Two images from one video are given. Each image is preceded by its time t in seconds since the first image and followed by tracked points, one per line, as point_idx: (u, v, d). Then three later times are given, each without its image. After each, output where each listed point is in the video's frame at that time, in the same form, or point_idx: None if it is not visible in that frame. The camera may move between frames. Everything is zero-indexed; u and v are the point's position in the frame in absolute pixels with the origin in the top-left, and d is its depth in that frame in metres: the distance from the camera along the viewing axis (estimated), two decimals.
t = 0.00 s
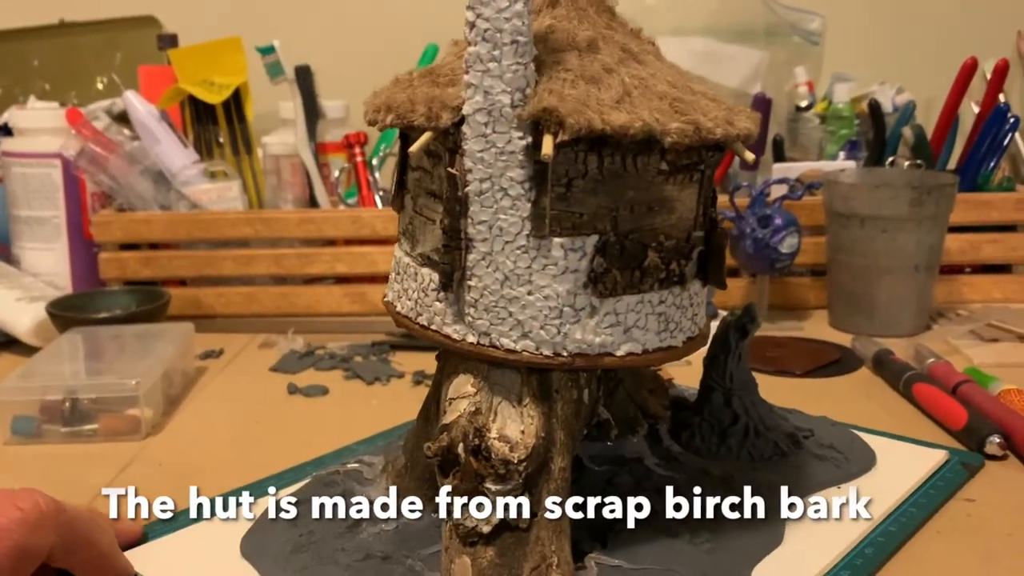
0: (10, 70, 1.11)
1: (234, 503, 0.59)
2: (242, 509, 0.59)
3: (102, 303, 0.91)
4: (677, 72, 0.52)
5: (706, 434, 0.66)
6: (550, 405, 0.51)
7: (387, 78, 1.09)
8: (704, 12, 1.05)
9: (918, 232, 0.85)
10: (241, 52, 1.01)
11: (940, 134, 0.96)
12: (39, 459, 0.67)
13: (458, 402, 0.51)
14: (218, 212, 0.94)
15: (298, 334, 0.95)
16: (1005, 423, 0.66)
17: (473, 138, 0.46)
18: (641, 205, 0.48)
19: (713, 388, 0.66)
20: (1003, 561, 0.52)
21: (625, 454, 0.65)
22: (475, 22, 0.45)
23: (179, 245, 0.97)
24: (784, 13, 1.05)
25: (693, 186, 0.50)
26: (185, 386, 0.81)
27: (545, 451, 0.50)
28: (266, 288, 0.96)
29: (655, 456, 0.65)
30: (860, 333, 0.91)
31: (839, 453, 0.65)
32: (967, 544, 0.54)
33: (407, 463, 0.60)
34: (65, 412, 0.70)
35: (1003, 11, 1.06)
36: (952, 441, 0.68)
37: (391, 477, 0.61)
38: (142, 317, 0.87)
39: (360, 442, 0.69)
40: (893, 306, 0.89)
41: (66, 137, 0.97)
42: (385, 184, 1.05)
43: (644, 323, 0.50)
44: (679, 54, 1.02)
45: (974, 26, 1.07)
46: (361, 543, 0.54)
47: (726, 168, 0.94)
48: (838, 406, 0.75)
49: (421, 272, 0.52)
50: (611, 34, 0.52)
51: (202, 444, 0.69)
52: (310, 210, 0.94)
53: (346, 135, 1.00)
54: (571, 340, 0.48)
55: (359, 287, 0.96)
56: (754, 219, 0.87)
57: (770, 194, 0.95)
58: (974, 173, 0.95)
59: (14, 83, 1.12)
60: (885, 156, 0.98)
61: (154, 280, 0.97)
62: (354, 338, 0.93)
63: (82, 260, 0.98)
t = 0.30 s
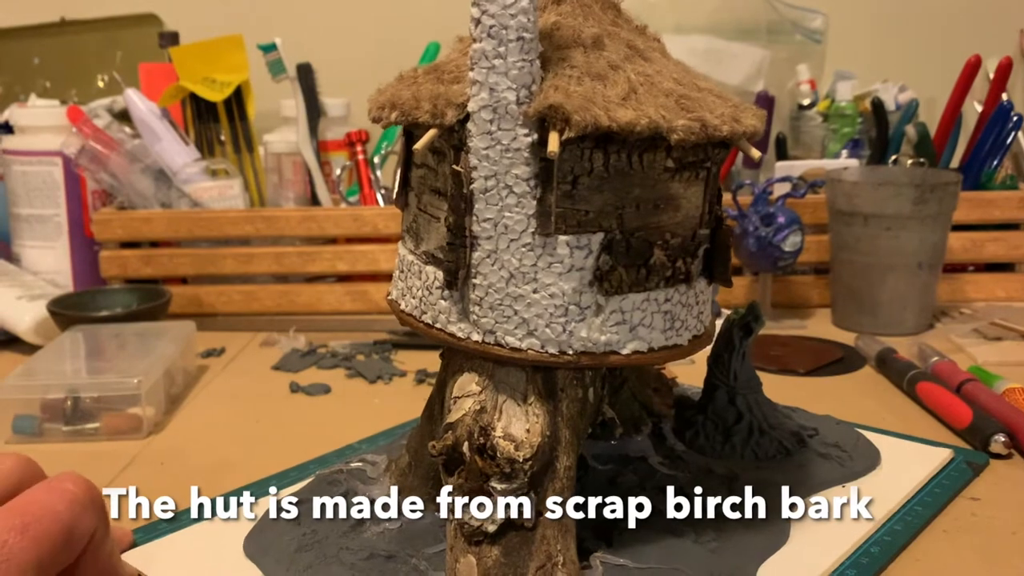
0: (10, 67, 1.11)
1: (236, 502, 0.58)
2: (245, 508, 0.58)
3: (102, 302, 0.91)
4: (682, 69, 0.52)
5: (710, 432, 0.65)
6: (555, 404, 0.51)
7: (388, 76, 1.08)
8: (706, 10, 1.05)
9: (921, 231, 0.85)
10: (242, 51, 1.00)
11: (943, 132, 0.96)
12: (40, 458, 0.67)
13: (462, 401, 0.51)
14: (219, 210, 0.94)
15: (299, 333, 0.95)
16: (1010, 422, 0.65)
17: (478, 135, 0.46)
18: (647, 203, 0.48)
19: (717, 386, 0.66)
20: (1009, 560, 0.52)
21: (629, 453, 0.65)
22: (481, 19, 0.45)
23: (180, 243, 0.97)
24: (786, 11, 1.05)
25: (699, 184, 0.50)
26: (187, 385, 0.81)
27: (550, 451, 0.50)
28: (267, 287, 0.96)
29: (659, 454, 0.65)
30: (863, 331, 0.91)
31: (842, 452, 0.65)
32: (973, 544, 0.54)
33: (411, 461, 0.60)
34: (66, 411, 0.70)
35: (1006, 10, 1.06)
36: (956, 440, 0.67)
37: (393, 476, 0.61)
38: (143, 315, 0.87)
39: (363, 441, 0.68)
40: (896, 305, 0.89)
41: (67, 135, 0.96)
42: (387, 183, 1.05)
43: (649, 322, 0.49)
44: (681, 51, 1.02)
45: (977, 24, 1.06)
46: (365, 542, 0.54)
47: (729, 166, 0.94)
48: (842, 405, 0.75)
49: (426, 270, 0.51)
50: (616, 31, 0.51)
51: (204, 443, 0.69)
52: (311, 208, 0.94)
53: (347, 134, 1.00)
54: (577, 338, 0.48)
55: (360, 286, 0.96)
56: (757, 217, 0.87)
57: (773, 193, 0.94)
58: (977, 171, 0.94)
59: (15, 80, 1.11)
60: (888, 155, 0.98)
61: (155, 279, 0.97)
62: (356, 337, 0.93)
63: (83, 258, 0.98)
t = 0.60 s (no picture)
0: (11, 68, 1.11)
1: (236, 502, 0.59)
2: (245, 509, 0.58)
3: (103, 302, 0.91)
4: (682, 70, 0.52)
5: (706, 433, 0.66)
6: (558, 406, 0.51)
7: (388, 77, 1.08)
8: (706, 12, 1.05)
9: (921, 233, 0.85)
10: (242, 51, 1.00)
11: (943, 134, 0.96)
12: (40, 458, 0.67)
13: (466, 403, 0.51)
14: (219, 211, 0.94)
15: (299, 334, 0.95)
16: (1008, 424, 0.66)
17: (483, 137, 0.46)
18: (650, 205, 0.48)
19: (714, 387, 0.66)
20: (1007, 562, 0.52)
21: (627, 454, 0.65)
22: (485, 21, 0.45)
23: (180, 244, 0.97)
24: (786, 12, 1.05)
25: (701, 186, 0.50)
26: (187, 386, 0.81)
27: (554, 452, 0.50)
28: (267, 288, 0.96)
29: (657, 455, 0.65)
30: (863, 333, 0.91)
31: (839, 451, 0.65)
32: (971, 545, 0.54)
33: (412, 460, 0.60)
34: (66, 411, 0.70)
35: (1006, 11, 1.06)
36: (955, 442, 0.67)
37: (393, 476, 0.61)
38: (143, 316, 0.87)
39: (360, 443, 0.69)
40: (896, 307, 0.89)
41: (68, 135, 0.96)
42: (387, 184, 1.05)
43: (651, 323, 0.50)
44: (681, 53, 1.02)
45: (977, 25, 1.07)
46: (367, 544, 0.54)
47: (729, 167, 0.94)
48: (842, 407, 0.75)
49: (428, 272, 0.51)
50: (617, 33, 0.51)
51: (204, 443, 0.69)
52: (311, 209, 0.94)
53: (347, 135, 1.00)
54: (580, 339, 0.48)
55: (360, 287, 0.96)
56: (757, 219, 0.87)
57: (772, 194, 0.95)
58: (977, 173, 0.95)
59: (15, 80, 1.11)
60: (888, 156, 0.98)
61: (156, 280, 0.97)
62: (356, 338, 0.93)
63: (83, 258, 0.98)
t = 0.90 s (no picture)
0: (14, 71, 1.11)
1: (236, 502, 0.59)
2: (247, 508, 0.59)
3: (105, 305, 0.91)
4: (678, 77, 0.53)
5: (681, 421, 0.68)
6: (563, 396, 0.51)
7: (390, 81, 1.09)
8: (707, 17, 1.05)
9: (921, 237, 0.85)
10: (244, 55, 1.01)
11: (943, 138, 0.96)
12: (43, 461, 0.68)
13: (474, 396, 0.51)
14: (222, 215, 0.94)
15: (301, 337, 0.95)
16: (1008, 428, 0.66)
17: (494, 139, 0.46)
18: (649, 203, 0.49)
19: (685, 377, 0.69)
20: (1008, 566, 0.52)
21: (608, 443, 0.67)
22: (497, 29, 0.45)
23: (182, 247, 0.97)
24: (787, 16, 1.05)
25: (692, 184, 0.51)
26: (189, 389, 0.81)
27: (562, 440, 0.50)
28: (270, 291, 0.96)
29: (635, 444, 0.67)
30: (864, 337, 0.91)
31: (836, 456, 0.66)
32: (972, 549, 0.54)
33: (412, 455, 0.60)
34: (69, 414, 0.71)
35: (1006, 15, 1.06)
36: (955, 445, 0.68)
37: (389, 475, 0.62)
38: (145, 319, 0.87)
39: (342, 443, 0.69)
40: (896, 310, 0.89)
41: (70, 138, 0.96)
42: (388, 187, 1.05)
43: (651, 315, 0.50)
44: (681, 59, 1.01)
45: (978, 30, 1.07)
46: (373, 538, 0.55)
47: (730, 171, 0.94)
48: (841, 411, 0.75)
49: (434, 271, 0.51)
50: (613, 40, 0.52)
51: (206, 446, 0.69)
52: (313, 213, 0.94)
53: (349, 138, 1.01)
54: (586, 332, 0.49)
55: (362, 290, 0.96)
56: (758, 223, 0.87)
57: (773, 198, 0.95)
58: (977, 177, 0.95)
59: (18, 83, 1.11)
60: (888, 160, 0.98)
61: (159, 283, 0.97)
62: (358, 341, 0.94)
63: (86, 262, 0.99)
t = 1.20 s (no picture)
0: (20, 73, 1.11)
1: (238, 502, 0.59)
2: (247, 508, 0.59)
3: (109, 306, 0.91)
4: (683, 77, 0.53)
5: (671, 415, 0.70)
6: (584, 392, 0.51)
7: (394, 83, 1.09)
8: (710, 19, 1.05)
9: (927, 237, 0.85)
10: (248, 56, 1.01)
11: (948, 139, 0.96)
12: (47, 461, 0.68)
13: (497, 395, 0.50)
14: (225, 216, 0.94)
15: (304, 338, 0.95)
16: (1015, 429, 0.65)
17: (520, 138, 0.46)
18: (668, 199, 0.49)
19: (674, 372, 0.71)
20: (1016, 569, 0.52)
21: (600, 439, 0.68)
22: (525, 28, 0.45)
23: (186, 248, 0.97)
24: (791, 17, 1.05)
25: (707, 181, 0.52)
26: (193, 390, 0.81)
27: (586, 436, 0.50)
28: (273, 292, 0.96)
29: (630, 439, 0.68)
30: (868, 338, 0.91)
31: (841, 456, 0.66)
32: (979, 552, 0.53)
33: (421, 458, 0.60)
34: (73, 415, 0.71)
35: (1011, 16, 1.06)
36: (961, 447, 0.67)
37: (395, 477, 0.61)
38: (149, 320, 0.87)
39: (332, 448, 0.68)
40: (901, 312, 0.89)
41: (74, 139, 0.96)
42: (393, 188, 1.05)
43: (669, 310, 0.51)
44: (687, 60, 1.01)
45: (984, 31, 1.07)
46: (391, 541, 0.55)
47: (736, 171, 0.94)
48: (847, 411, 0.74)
49: (453, 270, 0.50)
50: (624, 40, 0.52)
51: (210, 447, 0.69)
52: (317, 213, 0.94)
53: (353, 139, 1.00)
54: (610, 328, 0.49)
55: (366, 291, 0.96)
56: (762, 224, 0.87)
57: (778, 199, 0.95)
58: (982, 178, 0.94)
59: (23, 85, 1.11)
60: (893, 161, 0.98)
61: (162, 283, 0.97)
62: (362, 342, 0.93)
63: (90, 263, 0.99)
